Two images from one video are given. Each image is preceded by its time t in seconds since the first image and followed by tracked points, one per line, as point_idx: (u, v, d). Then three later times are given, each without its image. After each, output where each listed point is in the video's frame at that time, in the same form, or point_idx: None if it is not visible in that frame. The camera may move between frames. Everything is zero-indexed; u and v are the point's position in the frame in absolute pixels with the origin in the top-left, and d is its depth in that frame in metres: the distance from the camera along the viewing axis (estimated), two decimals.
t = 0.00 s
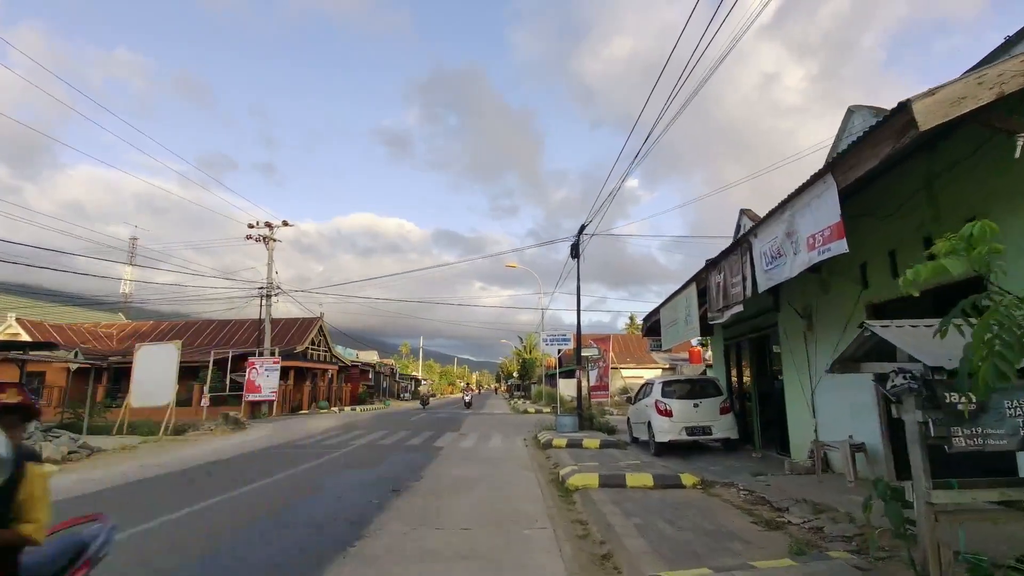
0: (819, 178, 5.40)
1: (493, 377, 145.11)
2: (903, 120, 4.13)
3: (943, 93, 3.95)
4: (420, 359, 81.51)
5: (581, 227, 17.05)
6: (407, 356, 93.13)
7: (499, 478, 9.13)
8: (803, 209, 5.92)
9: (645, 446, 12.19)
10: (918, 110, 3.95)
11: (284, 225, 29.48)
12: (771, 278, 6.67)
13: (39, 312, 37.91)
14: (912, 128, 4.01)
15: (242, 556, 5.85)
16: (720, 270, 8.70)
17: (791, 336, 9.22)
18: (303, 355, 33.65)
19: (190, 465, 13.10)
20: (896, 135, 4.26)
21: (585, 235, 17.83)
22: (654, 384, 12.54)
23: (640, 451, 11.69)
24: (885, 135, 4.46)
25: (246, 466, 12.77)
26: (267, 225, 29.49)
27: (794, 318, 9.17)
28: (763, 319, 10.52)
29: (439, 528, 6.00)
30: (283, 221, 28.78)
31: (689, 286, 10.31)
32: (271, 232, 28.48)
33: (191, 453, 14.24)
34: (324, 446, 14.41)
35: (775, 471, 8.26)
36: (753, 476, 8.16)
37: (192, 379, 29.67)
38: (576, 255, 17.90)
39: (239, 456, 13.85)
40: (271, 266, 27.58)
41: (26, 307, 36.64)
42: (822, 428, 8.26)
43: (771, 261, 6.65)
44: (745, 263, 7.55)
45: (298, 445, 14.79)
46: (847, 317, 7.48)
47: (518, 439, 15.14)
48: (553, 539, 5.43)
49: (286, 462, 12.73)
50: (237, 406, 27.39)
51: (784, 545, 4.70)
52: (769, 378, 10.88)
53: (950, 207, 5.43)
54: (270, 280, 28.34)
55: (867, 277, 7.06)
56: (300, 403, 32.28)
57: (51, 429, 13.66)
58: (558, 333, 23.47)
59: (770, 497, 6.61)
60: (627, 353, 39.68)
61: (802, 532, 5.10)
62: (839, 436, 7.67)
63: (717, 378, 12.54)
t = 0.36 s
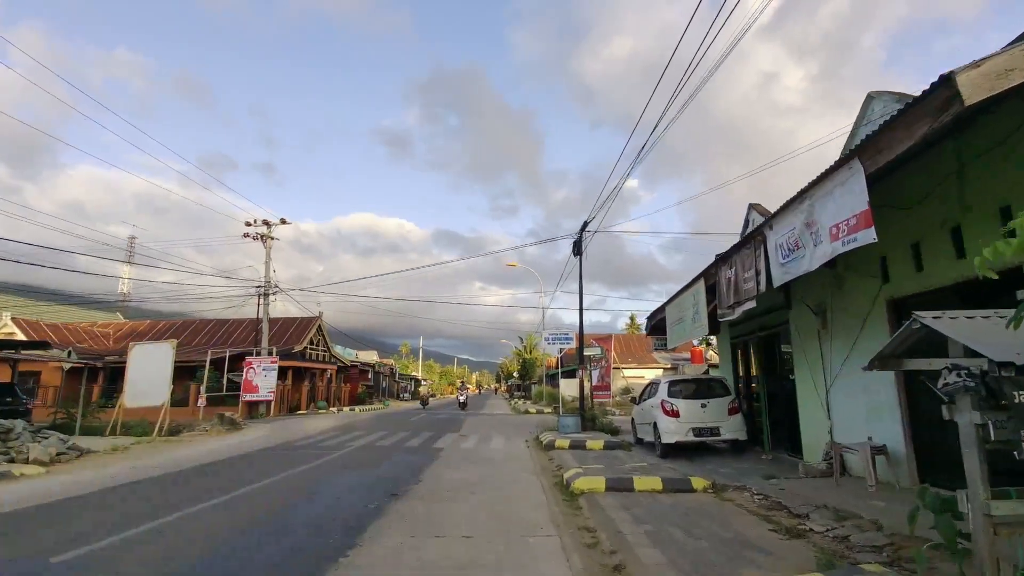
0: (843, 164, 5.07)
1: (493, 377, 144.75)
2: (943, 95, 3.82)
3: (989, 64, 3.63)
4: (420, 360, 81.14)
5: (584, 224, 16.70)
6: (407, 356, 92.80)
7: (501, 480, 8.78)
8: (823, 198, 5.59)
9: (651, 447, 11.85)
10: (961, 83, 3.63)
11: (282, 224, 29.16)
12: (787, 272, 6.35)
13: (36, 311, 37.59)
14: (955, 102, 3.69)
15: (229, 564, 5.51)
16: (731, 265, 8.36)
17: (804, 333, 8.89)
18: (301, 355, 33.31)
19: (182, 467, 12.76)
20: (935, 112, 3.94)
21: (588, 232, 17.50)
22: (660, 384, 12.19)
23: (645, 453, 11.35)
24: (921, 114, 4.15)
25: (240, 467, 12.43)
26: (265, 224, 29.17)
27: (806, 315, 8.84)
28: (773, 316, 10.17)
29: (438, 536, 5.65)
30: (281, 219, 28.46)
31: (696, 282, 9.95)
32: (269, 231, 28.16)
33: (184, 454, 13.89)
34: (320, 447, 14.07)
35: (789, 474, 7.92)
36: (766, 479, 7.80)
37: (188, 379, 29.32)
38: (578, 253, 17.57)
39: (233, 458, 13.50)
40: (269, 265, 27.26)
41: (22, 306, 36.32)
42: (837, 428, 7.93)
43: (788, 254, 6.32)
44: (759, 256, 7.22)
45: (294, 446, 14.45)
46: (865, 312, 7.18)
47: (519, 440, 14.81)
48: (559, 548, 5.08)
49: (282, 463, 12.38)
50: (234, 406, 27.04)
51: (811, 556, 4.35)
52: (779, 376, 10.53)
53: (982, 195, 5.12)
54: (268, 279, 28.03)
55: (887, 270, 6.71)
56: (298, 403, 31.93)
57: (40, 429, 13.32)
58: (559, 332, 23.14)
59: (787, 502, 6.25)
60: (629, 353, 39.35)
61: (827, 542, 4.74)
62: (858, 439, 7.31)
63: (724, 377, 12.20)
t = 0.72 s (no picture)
0: (871, 144, 4.68)
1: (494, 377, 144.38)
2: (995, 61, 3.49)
3: None
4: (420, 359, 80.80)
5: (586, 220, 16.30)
6: (407, 356, 92.48)
7: (501, 485, 8.40)
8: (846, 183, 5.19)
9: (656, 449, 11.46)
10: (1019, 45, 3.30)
11: (280, 222, 28.77)
12: (805, 265, 5.95)
13: (31, 310, 37.21)
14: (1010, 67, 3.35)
15: None
16: (743, 258, 7.98)
17: (817, 331, 8.51)
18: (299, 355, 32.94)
19: (173, 469, 12.38)
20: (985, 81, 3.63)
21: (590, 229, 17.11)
22: (666, 384, 11.80)
23: (651, 455, 10.97)
24: (968, 85, 3.84)
25: (233, 470, 12.05)
26: (262, 222, 28.78)
27: (819, 312, 8.46)
28: (784, 313, 9.80)
29: (434, 547, 5.27)
30: (278, 217, 28.07)
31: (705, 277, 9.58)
32: (266, 229, 27.78)
33: (175, 456, 13.49)
34: (315, 449, 13.69)
35: (804, 479, 7.54)
36: (780, 484, 7.41)
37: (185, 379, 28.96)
38: (580, 250, 17.19)
39: (226, 460, 13.13)
40: (266, 264, 26.89)
41: (18, 305, 35.94)
42: (855, 431, 7.56)
43: (806, 245, 5.92)
44: (774, 248, 6.83)
45: (289, 448, 14.05)
46: (885, 308, 6.81)
47: (520, 442, 14.41)
48: (565, 562, 4.70)
49: (275, 466, 11.99)
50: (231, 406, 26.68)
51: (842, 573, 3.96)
52: (790, 376, 10.15)
53: (1022, 179, 4.77)
54: (265, 278, 27.67)
55: (911, 262, 6.34)
56: (296, 403, 31.55)
57: (27, 431, 12.94)
58: (561, 330, 22.74)
59: (807, 510, 5.87)
60: (630, 353, 38.98)
61: (857, 557, 4.36)
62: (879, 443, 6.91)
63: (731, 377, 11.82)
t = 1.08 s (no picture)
0: (911, 122, 4.31)
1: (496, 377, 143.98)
2: None
3: None
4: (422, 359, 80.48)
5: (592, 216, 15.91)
6: (410, 356, 92.22)
7: (506, 488, 8.04)
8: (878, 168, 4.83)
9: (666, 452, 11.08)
10: None
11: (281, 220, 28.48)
12: (831, 257, 5.58)
13: (31, 310, 36.97)
14: None
15: None
16: (759, 253, 7.59)
17: (836, 329, 8.15)
18: (301, 354, 32.62)
19: (167, 472, 12.06)
20: None
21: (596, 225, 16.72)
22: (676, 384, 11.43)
23: (661, 457, 10.58)
24: None
25: (228, 472, 11.72)
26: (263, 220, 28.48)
27: (837, 310, 8.09)
28: (800, 311, 9.43)
29: (434, 558, 4.92)
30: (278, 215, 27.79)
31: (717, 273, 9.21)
32: (267, 227, 27.49)
33: (171, 458, 13.16)
34: (315, 450, 13.36)
35: (825, 484, 7.16)
36: (801, 489, 7.02)
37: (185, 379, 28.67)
38: (586, 246, 16.82)
39: (222, 462, 12.80)
40: (267, 262, 26.60)
41: (18, 305, 35.70)
42: (879, 433, 7.18)
43: (832, 236, 5.55)
44: (794, 241, 6.46)
45: (288, 450, 13.70)
46: (913, 304, 6.44)
47: (525, 443, 14.02)
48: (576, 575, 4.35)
49: (273, 468, 11.65)
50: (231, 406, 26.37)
51: None
52: (806, 375, 9.78)
53: None
54: (266, 276, 27.38)
55: (944, 254, 5.97)
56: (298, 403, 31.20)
57: (18, 432, 12.63)
58: (566, 329, 22.36)
59: (834, 517, 5.50)
60: (635, 352, 38.56)
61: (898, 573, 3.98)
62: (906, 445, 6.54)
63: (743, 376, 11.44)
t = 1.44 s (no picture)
0: (961, 98, 3.97)
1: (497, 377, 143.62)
2: None
3: None
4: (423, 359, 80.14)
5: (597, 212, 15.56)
6: (411, 356, 91.90)
7: (512, 494, 7.68)
8: (919, 151, 4.48)
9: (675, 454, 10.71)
10: None
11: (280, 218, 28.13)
12: (862, 248, 5.21)
13: (29, 309, 36.62)
14: None
15: None
16: (778, 246, 7.22)
17: (857, 327, 7.79)
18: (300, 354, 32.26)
19: (160, 475, 11.70)
20: None
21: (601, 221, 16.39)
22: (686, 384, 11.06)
23: (671, 460, 10.21)
24: None
25: (223, 476, 11.36)
26: (262, 218, 28.13)
27: (858, 307, 7.74)
28: (816, 308, 9.08)
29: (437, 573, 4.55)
30: (278, 212, 27.50)
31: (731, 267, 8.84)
32: (266, 225, 27.15)
33: (165, 460, 12.81)
34: (313, 452, 12.99)
35: (849, 490, 6.80)
36: (824, 495, 6.65)
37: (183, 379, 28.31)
38: (592, 243, 16.46)
39: (217, 464, 12.43)
40: (266, 261, 26.26)
41: (15, 304, 35.36)
42: (906, 437, 6.82)
43: (864, 226, 5.18)
44: (819, 232, 6.10)
45: (285, 452, 13.34)
46: (945, 299, 6.08)
47: (529, 445, 13.65)
48: None
49: (269, 471, 11.29)
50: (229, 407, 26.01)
51: None
52: (823, 374, 9.42)
53: None
54: (265, 275, 27.04)
55: (981, 246, 5.59)
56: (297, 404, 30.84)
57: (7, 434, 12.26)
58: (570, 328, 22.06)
59: (867, 528, 5.12)
60: (639, 351, 38.16)
61: None
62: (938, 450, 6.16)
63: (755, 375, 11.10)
